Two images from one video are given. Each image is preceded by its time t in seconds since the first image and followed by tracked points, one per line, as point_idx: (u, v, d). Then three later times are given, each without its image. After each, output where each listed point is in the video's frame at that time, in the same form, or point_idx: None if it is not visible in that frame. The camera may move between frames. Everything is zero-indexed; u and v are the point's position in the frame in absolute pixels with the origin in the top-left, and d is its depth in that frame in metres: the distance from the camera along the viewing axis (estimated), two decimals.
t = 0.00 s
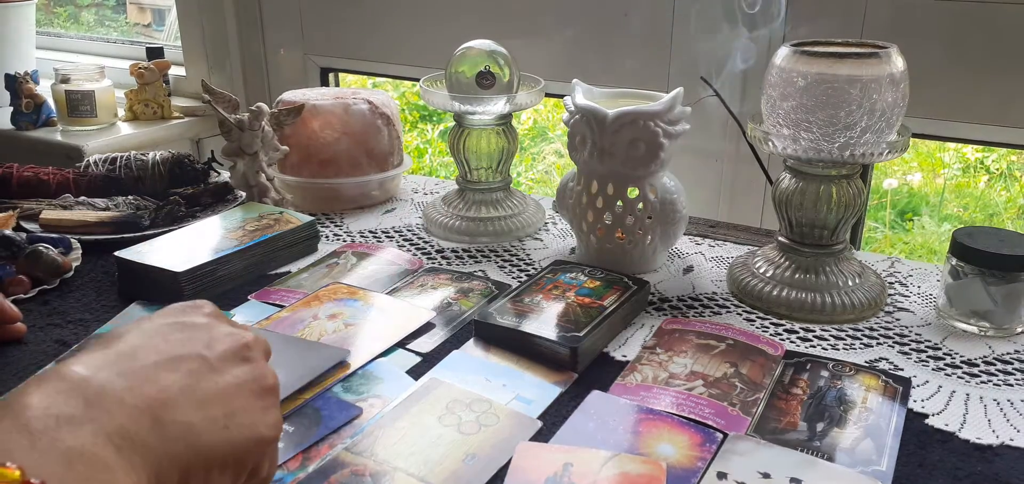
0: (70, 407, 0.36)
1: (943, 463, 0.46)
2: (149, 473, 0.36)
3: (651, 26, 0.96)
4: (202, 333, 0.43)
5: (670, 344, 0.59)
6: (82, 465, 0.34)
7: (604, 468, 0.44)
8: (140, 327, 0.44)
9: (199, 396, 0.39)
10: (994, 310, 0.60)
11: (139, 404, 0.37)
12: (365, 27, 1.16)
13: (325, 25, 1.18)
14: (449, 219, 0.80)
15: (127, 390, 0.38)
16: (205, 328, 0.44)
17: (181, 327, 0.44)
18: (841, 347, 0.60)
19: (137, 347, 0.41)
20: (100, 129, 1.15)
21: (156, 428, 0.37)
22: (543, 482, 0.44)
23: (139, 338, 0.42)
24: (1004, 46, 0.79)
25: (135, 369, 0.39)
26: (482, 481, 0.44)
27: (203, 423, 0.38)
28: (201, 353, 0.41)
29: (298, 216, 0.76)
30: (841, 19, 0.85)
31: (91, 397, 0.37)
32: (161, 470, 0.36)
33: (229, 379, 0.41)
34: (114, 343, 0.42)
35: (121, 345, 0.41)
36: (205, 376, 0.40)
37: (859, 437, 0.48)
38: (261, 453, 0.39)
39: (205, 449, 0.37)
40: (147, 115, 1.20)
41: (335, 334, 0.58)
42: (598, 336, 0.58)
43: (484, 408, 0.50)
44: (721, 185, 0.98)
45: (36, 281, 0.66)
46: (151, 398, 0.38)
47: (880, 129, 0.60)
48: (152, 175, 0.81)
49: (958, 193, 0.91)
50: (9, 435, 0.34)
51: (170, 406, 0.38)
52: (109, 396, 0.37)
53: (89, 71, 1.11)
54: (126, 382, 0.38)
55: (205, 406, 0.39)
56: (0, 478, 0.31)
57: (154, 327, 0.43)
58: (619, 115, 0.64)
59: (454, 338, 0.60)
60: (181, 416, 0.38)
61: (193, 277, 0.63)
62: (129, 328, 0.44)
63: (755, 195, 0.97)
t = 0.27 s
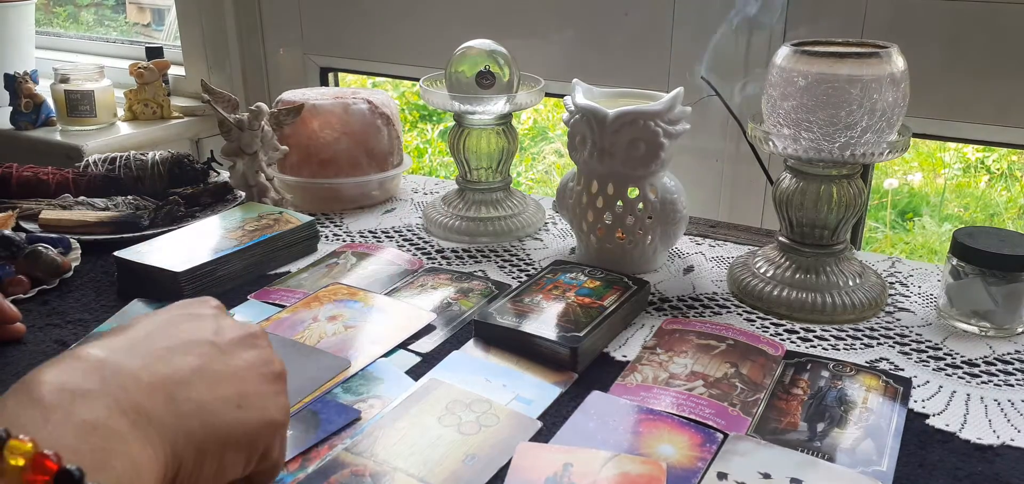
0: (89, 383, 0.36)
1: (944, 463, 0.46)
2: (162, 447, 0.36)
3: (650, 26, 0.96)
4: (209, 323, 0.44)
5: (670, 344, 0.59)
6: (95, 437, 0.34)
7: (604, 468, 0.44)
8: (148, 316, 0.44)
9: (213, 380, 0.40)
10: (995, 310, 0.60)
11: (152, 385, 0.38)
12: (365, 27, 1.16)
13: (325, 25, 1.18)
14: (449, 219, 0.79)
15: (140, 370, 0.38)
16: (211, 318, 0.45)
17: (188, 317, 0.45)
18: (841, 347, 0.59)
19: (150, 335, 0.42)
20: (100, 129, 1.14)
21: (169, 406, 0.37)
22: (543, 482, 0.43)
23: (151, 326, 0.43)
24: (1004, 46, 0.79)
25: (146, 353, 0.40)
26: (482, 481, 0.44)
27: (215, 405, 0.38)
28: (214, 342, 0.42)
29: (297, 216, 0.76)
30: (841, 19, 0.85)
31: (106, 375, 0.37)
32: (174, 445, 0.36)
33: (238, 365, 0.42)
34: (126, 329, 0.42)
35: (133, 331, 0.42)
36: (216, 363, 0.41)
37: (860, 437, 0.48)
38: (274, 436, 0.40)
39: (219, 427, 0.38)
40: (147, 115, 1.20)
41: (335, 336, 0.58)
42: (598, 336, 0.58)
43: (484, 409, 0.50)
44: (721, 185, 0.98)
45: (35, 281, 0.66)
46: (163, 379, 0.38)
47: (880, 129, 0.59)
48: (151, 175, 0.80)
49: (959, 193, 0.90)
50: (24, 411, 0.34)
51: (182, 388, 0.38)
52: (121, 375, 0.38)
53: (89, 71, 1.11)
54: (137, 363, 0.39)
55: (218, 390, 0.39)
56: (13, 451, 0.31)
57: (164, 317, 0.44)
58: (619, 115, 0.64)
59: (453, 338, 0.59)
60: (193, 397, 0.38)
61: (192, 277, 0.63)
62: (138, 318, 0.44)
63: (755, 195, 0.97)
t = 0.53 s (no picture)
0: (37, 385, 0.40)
1: (944, 463, 0.46)
2: (118, 417, 0.40)
3: (651, 26, 0.96)
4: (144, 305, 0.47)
5: (670, 344, 0.59)
6: (49, 423, 0.38)
7: (604, 468, 0.44)
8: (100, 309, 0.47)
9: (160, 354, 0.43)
10: (995, 310, 0.60)
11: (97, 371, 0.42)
12: (365, 27, 1.16)
13: (325, 25, 1.18)
14: (449, 219, 0.79)
15: (89, 359, 0.42)
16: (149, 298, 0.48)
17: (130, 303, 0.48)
18: (841, 347, 0.59)
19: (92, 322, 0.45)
20: (100, 129, 1.15)
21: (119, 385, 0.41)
22: (543, 482, 0.43)
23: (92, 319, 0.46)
24: (1004, 46, 0.79)
25: (94, 341, 0.44)
26: (482, 481, 0.44)
27: (165, 376, 0.42)
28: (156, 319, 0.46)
29: (297, 216, 0.76)
30: (841, 19, 0.85)
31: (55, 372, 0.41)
32: (131, 414, 0.40)
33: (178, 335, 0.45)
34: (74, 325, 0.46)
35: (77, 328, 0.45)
36: (161, 336, 0.44)
37: (860, 437, 0.48)
38: (234, 388, 0.43)
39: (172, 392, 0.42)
40: (147, 115, 1.20)
41: (335, 336, 0.58)
42: (598, 336, 0.58)
43: (484, 409, 0.50)
44: (721, 185, 0.98)
45: (35, 281, 0.66)
46: (113, 362, 0.42)
47: (880, 129, 0.59)
48: (151, 175, 0.80)
49: (959, 193, 0.90)
50: None
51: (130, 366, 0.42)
52: (68, 368, 0.41)
53: (89, 71, 1.11)
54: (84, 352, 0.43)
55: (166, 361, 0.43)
56: None
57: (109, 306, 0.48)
58: (619, 115, 0.64)
59: (453, 338, 0.59)
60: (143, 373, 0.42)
61: (193, 277, 0.63)
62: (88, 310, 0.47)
63: (755, 195, 0.97)
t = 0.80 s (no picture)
0: None
1: (944, 463, 0.46)
2: (70, 451, 0.40)
3: (651, 26, 0.96)
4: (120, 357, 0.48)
5: (670, 344, 0.59)
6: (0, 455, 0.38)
7: (604, 468, 0.44)
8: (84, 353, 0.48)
9: (117, 396, 0.44)
10: (995, 310, 0.60)
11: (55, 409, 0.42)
12: (365, 27, 1.16)
13: (325, 26, 1.18)
14: (449, 219, 0.79)
15: (48, 399, 0.43)
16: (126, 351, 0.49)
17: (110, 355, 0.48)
18: (841, 347, 0.59)
19: (54, 370, 0.46)
20: (100, 129, 1.15)
21: (76, 420, 0.41)
22: (543, 482, 0.43)
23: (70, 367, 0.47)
24: (1005, 46, 0.79)
25: (57, 385, 0.44)
26: (482, 481, 0.44)
27: (119, 415, 0.42)
28: (116, 367, 0.46)
29: (297, 216, 0.76)
30: (841, 20, 0.85)
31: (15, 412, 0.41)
32: (84, 450, 0.40)
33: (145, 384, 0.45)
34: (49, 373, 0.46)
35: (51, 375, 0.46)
36: (119, 381, 0.45)
37: (860, 437, 0.48)
38: (188, 426, 0.43)
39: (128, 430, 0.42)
40: (147, 115, 1.20)
41: (335, 337, 0.58)
42: (598, 336, 0.58)
43: (484, 409, 0.50)
44: (722, 185, 0.98)
45: (35, 281, 0.66)
46: (69, 402, 0.43)
47: (880, 129, 0.59)
48: (151, 175, 0.80)
49: (959, 193, 0.90)
50: None
51: (88, 406, 0.43)
52: (26, 407, 0.42)
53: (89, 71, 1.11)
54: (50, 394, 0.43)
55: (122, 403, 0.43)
56: None
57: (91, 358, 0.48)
58: (619, 115, 0.64)
59: (453, 339, 0.59)
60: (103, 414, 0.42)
61: (192, 276, 0.63)
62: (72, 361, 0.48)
63: (755, 195, 0.97)
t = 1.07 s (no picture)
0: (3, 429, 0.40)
1: (944, 463, 0.46)
2: (82, 459, 0.40)
3: (651, 26, 0.96)
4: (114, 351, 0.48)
5: (670, 344, 0.59)
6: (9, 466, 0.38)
7: (604, 468, 0.44)
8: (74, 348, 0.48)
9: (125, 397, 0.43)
10: (995, 310, 0.60)
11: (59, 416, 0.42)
12: (365, 27, 1.16)
13: (325, 26, 1.18)
14: (449, 219, 0.79)
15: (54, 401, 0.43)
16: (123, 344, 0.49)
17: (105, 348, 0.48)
18: (841, 347, 0.59)
19: (60, 365, 0.46)
20: (100, 129, 1.15)
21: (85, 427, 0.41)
22: (543, 482, 0.43)
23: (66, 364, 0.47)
24: (1005, 46, 0.79)
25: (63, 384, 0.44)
26: (482, 481, 0.44)
27: (133, 418, 0.42)
28: (127, 362, 0.47)
29: (297, 216, 0.76)
30: (842, 20, 0.85)
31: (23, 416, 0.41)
32: (95, 456, 0.40)
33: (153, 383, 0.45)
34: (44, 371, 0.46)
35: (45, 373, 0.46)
36: (130, 379, 0.45)
37: (860, 437, 0.48)
38: (202, 425, 0.43)
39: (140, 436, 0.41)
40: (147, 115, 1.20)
41: (335, 336, 0.58)
42: (598, 336, 0.58)
43: (484, 408, 0.50)
44: (722, 185, 0.98)
45: (35, 281, 0.66)
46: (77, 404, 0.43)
47: (880, 129, 0.59)
48: (151, 175, 0.80)
49: (959, 193, 0.90)
50: None
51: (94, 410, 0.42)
52: (34, 411, 0.42)
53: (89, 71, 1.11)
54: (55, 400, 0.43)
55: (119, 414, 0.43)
56: None
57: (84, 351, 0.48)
58: (619, 115, 0.64)
59: (453, 339, 0.59)
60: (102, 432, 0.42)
61: (192, 277, 0.63)
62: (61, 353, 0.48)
63: (755, 195, 0.97)
